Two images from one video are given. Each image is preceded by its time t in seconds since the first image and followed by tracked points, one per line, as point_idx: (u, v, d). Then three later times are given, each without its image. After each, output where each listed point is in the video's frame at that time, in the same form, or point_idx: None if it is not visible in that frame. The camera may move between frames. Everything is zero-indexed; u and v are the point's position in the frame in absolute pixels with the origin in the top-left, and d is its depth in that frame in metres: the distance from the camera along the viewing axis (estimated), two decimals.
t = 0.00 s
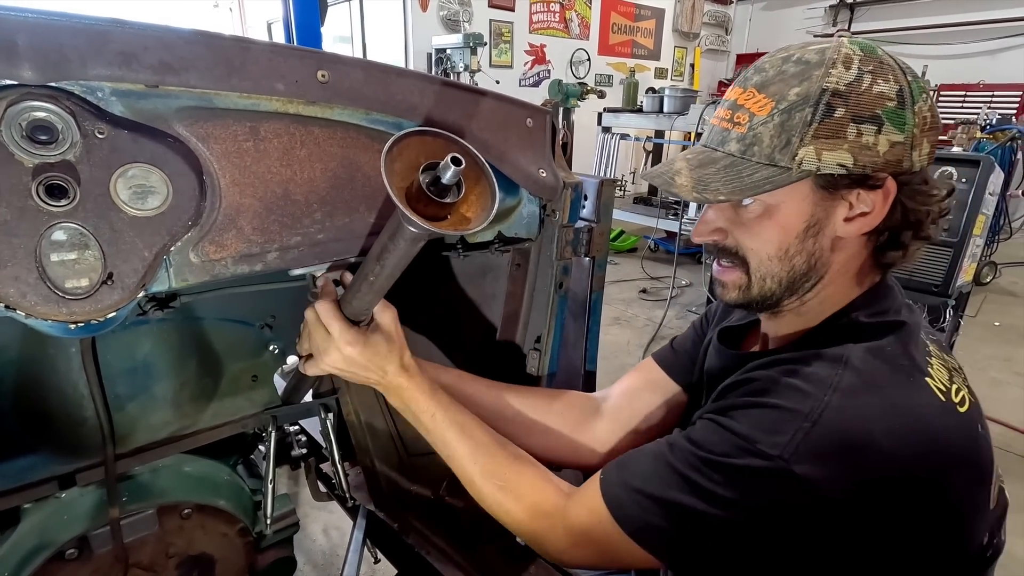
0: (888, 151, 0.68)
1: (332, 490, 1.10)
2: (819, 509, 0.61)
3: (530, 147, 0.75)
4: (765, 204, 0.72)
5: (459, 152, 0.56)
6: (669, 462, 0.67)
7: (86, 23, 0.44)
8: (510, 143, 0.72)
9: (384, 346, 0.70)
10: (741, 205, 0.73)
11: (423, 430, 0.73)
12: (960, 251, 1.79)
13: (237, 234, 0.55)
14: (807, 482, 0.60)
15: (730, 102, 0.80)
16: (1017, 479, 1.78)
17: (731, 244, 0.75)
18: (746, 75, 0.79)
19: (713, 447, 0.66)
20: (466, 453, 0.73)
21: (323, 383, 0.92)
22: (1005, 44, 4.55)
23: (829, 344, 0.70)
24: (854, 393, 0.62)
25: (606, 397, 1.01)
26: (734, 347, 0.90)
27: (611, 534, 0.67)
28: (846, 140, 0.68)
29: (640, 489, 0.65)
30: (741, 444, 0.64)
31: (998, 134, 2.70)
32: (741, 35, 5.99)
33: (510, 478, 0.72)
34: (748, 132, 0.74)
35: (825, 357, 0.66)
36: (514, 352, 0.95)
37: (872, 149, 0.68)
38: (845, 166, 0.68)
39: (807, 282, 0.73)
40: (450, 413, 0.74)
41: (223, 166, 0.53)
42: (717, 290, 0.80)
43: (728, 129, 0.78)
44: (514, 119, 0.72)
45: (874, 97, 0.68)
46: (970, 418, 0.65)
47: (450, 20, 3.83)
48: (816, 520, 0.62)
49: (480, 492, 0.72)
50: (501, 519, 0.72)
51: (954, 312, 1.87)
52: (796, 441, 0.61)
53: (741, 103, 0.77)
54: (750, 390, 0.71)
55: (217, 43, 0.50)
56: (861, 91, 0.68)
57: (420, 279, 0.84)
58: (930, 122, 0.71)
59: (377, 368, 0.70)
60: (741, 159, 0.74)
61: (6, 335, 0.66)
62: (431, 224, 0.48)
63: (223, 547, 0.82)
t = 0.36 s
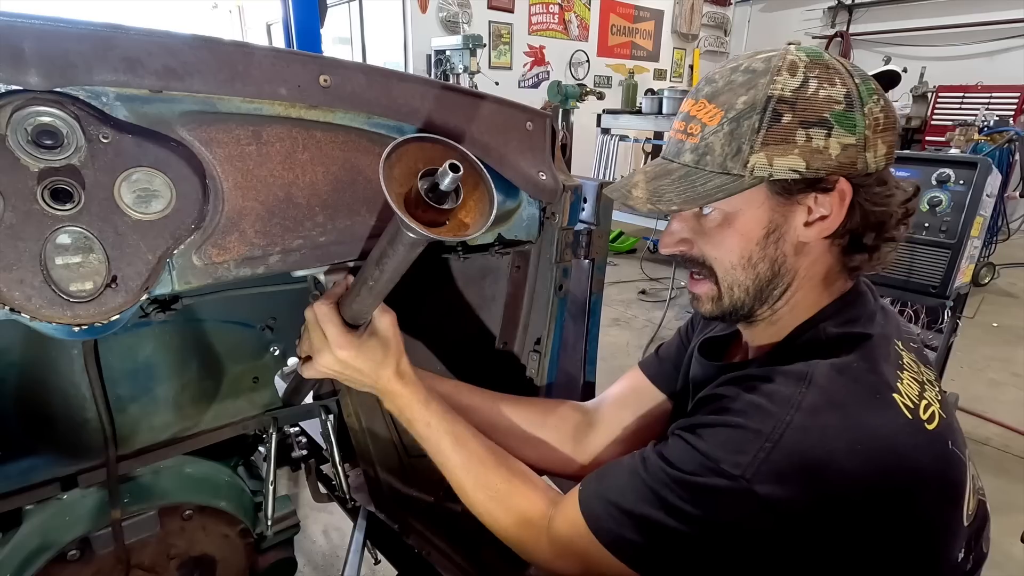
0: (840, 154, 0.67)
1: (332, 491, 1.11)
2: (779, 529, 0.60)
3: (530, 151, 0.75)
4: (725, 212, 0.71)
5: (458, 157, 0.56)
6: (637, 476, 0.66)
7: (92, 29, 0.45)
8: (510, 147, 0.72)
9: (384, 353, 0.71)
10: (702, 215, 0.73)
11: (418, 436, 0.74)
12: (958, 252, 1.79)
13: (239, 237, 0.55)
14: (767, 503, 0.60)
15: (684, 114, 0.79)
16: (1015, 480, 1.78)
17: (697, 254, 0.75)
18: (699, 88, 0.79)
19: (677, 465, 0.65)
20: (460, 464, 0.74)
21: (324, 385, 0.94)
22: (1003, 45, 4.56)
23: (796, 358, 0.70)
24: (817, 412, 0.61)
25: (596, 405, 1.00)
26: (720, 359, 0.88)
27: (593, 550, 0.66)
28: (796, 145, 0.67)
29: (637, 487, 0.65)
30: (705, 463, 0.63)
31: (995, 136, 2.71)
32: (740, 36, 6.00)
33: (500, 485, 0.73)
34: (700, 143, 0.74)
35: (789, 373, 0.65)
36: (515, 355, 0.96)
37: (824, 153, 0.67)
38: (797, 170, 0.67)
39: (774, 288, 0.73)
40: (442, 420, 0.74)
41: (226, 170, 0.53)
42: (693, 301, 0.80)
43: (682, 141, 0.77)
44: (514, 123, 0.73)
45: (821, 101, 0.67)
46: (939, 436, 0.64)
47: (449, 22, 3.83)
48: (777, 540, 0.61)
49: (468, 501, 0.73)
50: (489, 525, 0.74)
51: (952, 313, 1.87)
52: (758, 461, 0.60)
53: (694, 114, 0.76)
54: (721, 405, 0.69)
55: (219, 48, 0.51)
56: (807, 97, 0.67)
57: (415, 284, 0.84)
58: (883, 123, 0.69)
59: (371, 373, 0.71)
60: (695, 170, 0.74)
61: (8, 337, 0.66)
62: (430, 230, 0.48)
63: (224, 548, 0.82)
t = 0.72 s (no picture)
0: (828, 161, 0.66)
1: (332, 492, 1.11)
2: (768, 553, 0.60)
3: (530, 152, 0.76)
4: (712, 223, 0.71)
5: (458, 160, 0.57)
6: (628, 493, 0.66)
7: (97, 32, 0.45)
8: (511, 148, 0.73)
9: (386, 349, 0.72)
10: (690, 225, 0.73)
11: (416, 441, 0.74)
12: (956, 254, 1.80)
13: (242, 238, 0.56)
14: (756, 527, 0.59)
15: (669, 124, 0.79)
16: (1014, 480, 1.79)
17: (688, 265, 0.75)
18: (684, 97, 0.79)
19: (666, 484, 0.64)
20: (455, 469, 0.73)
21: (325, 385, 0.95)
22: (1002, 47, 4.57)
23: (791, 374, 0.69)
24: (809, 436, 0.60)
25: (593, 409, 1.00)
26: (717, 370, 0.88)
27: (585, 559, 0.66)
28: (781, 153, 0.66)
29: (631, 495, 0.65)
30: (694, 482, 0.62)
31: (993, 137, 2.72)
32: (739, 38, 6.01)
33: (494, 492, 0.73)
34: (684, 152, 0.74)
35: (782, 394, 0.64)
36: (515, 357, 0.96)
37: (810, 160, 0.66)
38: (783, 178, 0.66)
39: (766, 298, 0.73)
40: (438, 425, 0.74)
41: (229, 172, 0.54)
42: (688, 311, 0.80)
43: (668, 150, 0.78)
44: (514, 124, 0.73)
45: (806, 107, 0.66)
46: (936, 461, 0.63)
47: (450, 23, 3.84)
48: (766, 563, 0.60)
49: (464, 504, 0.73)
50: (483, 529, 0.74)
51: (950, 314, 1.87)
52: (747, 484, 0.60)
53: (678, 124, 0.76)
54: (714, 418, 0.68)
55: (222, 51, 0.51)
56: (791, 103, 0.66)
57: (415, 285, 0.84)
58: (872, 128, 0.69)
59: (370, 375, 0.71)
60: (680, 180, 0.74)
61: (10, 338, 0.67)
62: (431, 232, 0.48)
63: (226, 548, 0.83)
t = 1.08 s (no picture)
0: (827, 169, 0.66)
1: (332, 493, 1.12)
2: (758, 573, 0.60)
3: (528, 155, 0.76)
4: (708, 230, 0.72)
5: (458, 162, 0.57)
6: (620, 507, 0.66)
7: (98, 36, 0.46)
8: (509, 151, 0.73)
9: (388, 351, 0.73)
10: (688, 231, 0.74)
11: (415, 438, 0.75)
12: (953, 254, 1.80)
13: (241, 240, 0.56)
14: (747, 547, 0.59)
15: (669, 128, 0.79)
16: (1012, 481, 1.79)
17: (686, 272, 0.76)
18: (684, 101, 0.79)
19: (658, 498, 0.64)
20: (452, 466, 0.74)
21: (323, 387, 0.94)
22: (999, 48, 4.58)
23: (790, 391, 0.68)
24: (803, 457, 0.60)
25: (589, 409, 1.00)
26: (716, 376, 0.87)
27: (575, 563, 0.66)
28: (778, 159, 0.66)
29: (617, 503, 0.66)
30: (686, 500, 0.62)
31: (989, 139, 2.73)
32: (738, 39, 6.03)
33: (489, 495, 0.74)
34: (681, 157, 0.74)
35: (778, 412, 0.63)
36: (514, 357, 0.96)
37: (808, 167, 0.66)
38: (780, 186, 0.66)
39: (762, 308, 0.73)
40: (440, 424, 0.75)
41: (229, 174, 0.54)
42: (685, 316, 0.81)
43: (665, 155, 0.78)
44: (513, 127, 0.74)
45: (806, 114, 0.66)
46: (933, 485, 0.62)
47: (449, 24, 3.85)
48: None
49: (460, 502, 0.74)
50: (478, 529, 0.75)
51: (948, 315, 1.88)
52: (738, 504, 0.59)
53: (677, 128, 0.76)
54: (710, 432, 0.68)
55: (222, 55, 0.51)
56: (789, 109, 0.66)
57: (413, 286, 0.84)
58: (874, 135, 0.69)
59: (371, 375, 0.72)
60: (676, 185, 0.74)
61: (11, 339, 0.67)
62: (430, 234, 0.49)
63: (225, 549, 0.83)
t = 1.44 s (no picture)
0: (840, 172, 0.66)
1: (332, 491, 1.12)
2: None
3: (527, 154, 0.76)
4: (717, 233, 0.72)
5: (457, 162, 0.58)
6: (626, 510, 0.66)
7: (98, 35, 0.46)
8: (507, 150, 0.74)
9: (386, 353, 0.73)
10: (696, 233, 0.74)
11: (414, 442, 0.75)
12: (951, 253, 1.81)
13: (241, 239, 0.56)
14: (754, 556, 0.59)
15: (677, 127, 0.79)
16: (1011, 480, 1.80)
17: (692, 276, 0.76)
18: (692, 100, 0.78)
19: (664, 505, 0.64)
20: (451, 469, 0.75)
21: (323, 386, 0.95)
22: (997, 47, 4.59)
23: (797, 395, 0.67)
24: (812, 465, 0.60)
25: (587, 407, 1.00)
26: (718, 379, 0.87)
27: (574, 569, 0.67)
28: (790, 162, 0.66)
29: (616, 510, 0.67)
30: (692, 507, 0.63)
31: (987, 138, 2.73)
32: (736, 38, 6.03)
33: (488, 498, 0.74)
34: (690, 158, 0.74)
35: (786, 419, 0.63)
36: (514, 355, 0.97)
37: (820, 170, 0.66)
38: (790, 190, 0.66)
39: (771, 312, 0.73)
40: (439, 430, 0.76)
41: (228, 174, 0.54)
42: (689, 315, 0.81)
43: (673, 156, 0.78)
44: (511, 127, 0.74)
45: (818, 116, 0.65)
46: (943, 494, 0.62)
47: (448, 24, 3.85)
48: None
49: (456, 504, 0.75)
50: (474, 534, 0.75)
51: (946, 314, 1.89)
52: (746, 514, 0.60)
53: (685, 128, 0.76)
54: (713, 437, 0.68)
55: (222, 55, 0.52)
56: (802, 111, 0.66)
57: (412, 286, 0.85)
58: (889, 137, 0.68)
59: (367, 374, 0.72)
60: (684, 187, 0.74)
61: (11, 338, 0.67)
62: (429, 233, 0.49)
63: (225, 547, 0.83)
